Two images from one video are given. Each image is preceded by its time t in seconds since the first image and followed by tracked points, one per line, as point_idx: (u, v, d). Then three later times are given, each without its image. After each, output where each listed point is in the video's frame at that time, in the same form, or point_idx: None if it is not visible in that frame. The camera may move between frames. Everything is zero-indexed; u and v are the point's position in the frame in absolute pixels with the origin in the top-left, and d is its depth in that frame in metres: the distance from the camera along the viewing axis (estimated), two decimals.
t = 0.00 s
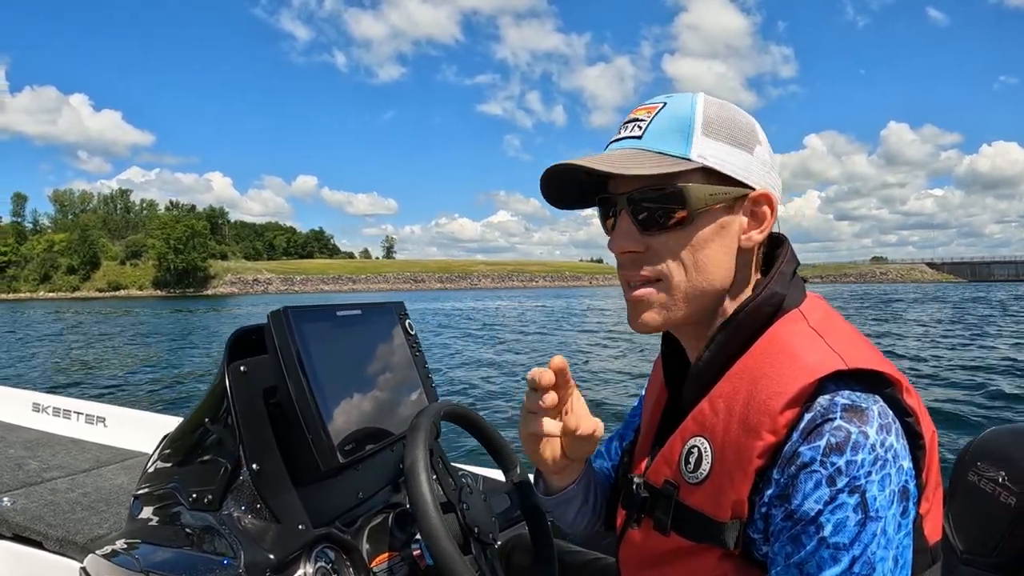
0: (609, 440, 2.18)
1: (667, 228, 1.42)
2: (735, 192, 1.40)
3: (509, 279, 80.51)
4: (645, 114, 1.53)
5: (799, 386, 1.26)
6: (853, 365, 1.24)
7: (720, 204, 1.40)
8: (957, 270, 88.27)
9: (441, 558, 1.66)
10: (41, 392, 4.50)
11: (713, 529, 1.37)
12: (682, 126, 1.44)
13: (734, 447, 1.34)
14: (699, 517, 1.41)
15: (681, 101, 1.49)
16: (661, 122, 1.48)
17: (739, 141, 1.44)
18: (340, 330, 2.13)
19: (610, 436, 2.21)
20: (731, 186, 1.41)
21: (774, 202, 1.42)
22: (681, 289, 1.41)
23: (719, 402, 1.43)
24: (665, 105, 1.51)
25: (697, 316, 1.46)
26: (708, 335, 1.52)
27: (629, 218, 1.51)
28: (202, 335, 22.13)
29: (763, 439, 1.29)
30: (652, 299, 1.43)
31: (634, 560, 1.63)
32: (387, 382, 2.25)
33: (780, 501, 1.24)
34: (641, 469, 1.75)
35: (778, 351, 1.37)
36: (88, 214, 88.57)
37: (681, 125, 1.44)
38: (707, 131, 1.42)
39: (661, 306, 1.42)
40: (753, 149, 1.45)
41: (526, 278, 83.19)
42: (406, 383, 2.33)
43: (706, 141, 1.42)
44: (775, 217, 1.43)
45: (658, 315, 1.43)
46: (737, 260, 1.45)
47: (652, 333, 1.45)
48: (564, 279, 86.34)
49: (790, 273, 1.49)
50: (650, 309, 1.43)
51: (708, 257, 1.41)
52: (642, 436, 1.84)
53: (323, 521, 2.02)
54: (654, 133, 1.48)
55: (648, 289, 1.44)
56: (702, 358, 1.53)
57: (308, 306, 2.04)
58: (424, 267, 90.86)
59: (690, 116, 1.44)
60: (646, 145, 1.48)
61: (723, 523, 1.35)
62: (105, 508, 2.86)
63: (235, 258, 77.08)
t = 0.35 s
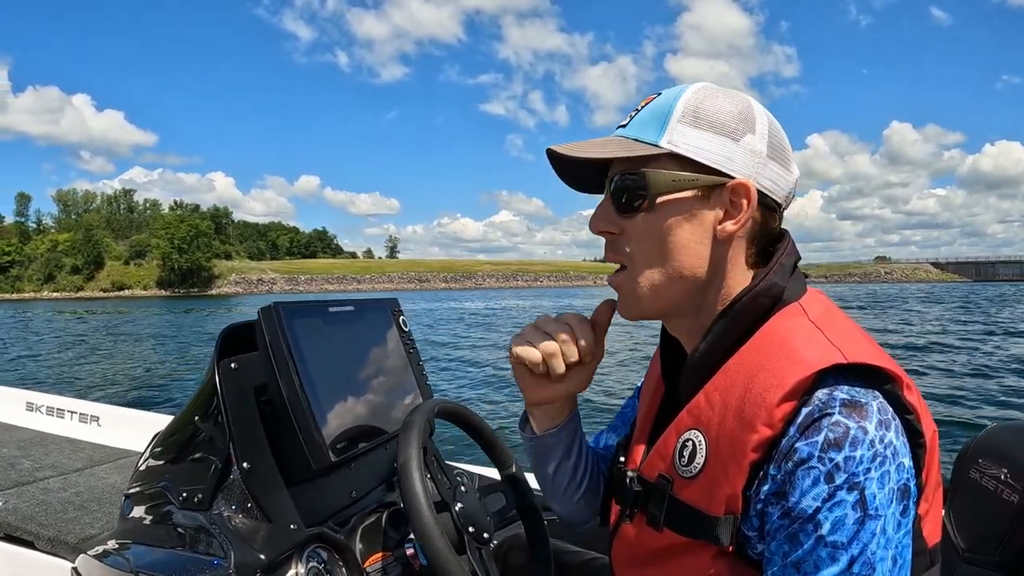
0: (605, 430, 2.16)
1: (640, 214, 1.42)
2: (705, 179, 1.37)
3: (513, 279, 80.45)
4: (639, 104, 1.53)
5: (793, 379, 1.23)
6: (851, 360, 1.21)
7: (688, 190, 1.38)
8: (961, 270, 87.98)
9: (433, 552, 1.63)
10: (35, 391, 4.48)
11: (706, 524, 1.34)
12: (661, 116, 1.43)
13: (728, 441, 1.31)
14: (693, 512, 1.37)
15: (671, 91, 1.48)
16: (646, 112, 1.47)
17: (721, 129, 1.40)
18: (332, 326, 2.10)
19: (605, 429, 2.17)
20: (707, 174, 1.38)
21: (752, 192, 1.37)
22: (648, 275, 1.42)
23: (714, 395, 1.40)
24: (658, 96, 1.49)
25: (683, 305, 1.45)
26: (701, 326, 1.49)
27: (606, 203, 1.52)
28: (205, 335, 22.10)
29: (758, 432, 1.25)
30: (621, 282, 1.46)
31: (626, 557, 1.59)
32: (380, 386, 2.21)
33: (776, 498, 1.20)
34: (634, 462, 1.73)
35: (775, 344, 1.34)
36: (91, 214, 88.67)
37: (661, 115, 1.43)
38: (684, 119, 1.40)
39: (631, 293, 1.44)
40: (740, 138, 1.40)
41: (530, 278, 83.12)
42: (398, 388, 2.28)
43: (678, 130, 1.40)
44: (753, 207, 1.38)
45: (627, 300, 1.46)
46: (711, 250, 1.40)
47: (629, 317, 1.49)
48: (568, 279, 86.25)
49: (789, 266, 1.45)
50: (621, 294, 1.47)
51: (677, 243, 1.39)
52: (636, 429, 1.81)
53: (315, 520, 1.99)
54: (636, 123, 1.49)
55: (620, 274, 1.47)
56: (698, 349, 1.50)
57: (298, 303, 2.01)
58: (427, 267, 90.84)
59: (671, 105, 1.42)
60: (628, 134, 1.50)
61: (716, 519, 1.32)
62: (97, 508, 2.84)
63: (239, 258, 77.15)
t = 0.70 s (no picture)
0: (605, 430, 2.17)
1: (646, 210, 1.41)
2: (712, 176, 1.37)
3: (516, 279, 80.40)
4: (643, 103, 1.52)
5: (791, 374, 1.23)
6: (849, 354, 1.21)
7: (695, 186, 1.37)
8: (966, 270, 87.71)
9: (433, 550, 1.63)
10: (33, 391, 4.49)
11: (706, 519, 1.34)
12: (667, 113, 1.43)
13: (727, 436, 1.31)
14: (693, 507, 1.37)
15: (674, 91, 1.47)
16: (651, 110, 1.47)
17: (725, 127, 1.40)
18: (331, 326, 2.10)
19: (606, 429, 2.18)
20: (713, 171, 1.38)
21: (757, 190, 1.37)
22: (655, 272, 1.40)
23: (712, 391, 1.40)
24: (661, 95, 1.48)
25: (685, 302, 1.45)
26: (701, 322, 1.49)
27: (610, 198, 1.51)
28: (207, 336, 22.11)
29: (756, 427, 1.25)
30: (626, 278, 1.44)
31: (628, 556, 1.59)
32: (376, 390, 2.20)
33: (775, 492, 1.20)
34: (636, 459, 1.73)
35: (773, 340, 1.34)
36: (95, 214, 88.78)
37: (667, 112, 1.43)
38: (690, 117, 1.40)
39: (637, 289, 1.43)
40: (743, 136, 1.40)
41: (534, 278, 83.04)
42: (395, 391, 2.28)
43: (685, 127, 1.40)
44: (759, 207, 1.39)
45: (636, 298, 1.44)
46: (718, 248, 1.40)
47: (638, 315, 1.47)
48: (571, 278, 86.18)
49: (786, 264, 1.46)
50: (629, 291, 1.45)
51: (683, 240, 1.39)
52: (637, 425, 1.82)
53: (316, 519, 2.00)
54: (642, 120, 1.48)
55: (625, 269, 1.44)
56: (696, 346, 1.50)
57: (299, 302, 2.01)
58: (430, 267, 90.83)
59: (676, 104, 1.42)
60: (633, 130, 1.49)
61: (715, 514, 1.32)
62: (96, 509, 2.85)
63: (242, 258, 77.23)
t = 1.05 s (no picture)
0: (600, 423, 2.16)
1: (663, 205, 1.40)
2: (731, 173, 1.36)
3: (520, 279, 80.30)
4: (649, 98, 1.51)
5: (789, 371, 1.22)
6: (846, 350, 1.20)
7: (714, 183, 1.37)
8: (970, 269, 87.43)
9: (430, 546, 1.63)
10: (29, 391, 4.48)
11: (704, 518, 1.33)
12: (682, 109, 1.41)
13: (724, 435, 1.30)
14: (691, 506, 1.36)
15: (683, 86, 1.47)
16: (663, 103, 1.45)
17: (738, 127, 1.40)
18: (327, 325, 2.09)
19: (600, 422, 2.18)
20: (728, 169, 1.38)
21: (771, 188, 1.37)
22: (672, 267, 1.39)
23: (710, 389, 1.38)
24: (668, 90, 1.48)
25: (690, 299, 1.43)
26: (703, 320, 1.47)
27: (623, 194, 1.50)
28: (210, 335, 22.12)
29: (753, 425, 1.24)
30: (642, 276, 1.42)
31: (627, 556, 1.57)
32: (369, 394, 2.17)
33: (773, 490, 1.19)
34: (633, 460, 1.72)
35: (770, 337, 1.32)
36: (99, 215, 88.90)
37: (682, 108, 1.42)
38: (707, 114, 1.40)
39: (653, 285, 1.41)
40: (754, 136, 1.41)
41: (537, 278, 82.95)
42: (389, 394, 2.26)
43: (703, 123, 1.39)
44: (773, 203, 1.39)
45: (652, 295, 1.42)
46: (732, 246, 1.41)
47: (649, 312, 1.43)
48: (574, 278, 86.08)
49: (782, 261, 1.44)
50: (642, 287, 1.42)
51: (701, 238, 1.38)
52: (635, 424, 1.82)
53: (313, 519, 1.99)
54: (654, 114, 1.45)
55: (640, 267, 1.42)
56: (692, 345, 1.48)
57: (294, 302, 2.00)
58: (433, 267, 90.81)
59: (691, 99, 1.41)
60: (647, 122, 1.46)
61: (713, 513, 1.31)
62: (93, 509, 2.85)
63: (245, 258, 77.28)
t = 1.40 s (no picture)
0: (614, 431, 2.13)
1: (651, 214, 1.41)
2: (714, 182, 1.38)
3: (524, 278, 80.35)
4: (629, 111, 1.52)
5: (772, 371, 1.23)
6: (827, 349, 1.22)
7: (700, 191, 1.38)
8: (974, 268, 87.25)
9: (428, 549, 1.64)
10: (28, 392, 4.51)
11: (694, 516, 1.34)
12: (664, 120, 1.43)
13: (710, 435, 1.31)
14: (681, 507, 1.37)
15: (662, 98, 1.48)
16: (643, 116, 1.47)
17: (719, 137, 1.42)
18: (326, 328, 2.11)
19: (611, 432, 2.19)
20: (712, 176, 1.39)
21: (752, 195, 1.39)
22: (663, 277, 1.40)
23: (696, 392, 1.40)
24: (647, 102, 1.49)
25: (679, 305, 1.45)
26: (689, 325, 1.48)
27: (610, 206, 1.51)
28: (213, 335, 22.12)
29: (738, 424, 1.25)
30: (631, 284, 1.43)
31: (620, 558, 1.58)
32: (363, 396, 2.17)
33: (760, 487, 1.20)
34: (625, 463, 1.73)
35: (754, 339, 1.34)
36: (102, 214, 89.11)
37: (663, 120, 1.43)
38: (687, 125, 1.41)
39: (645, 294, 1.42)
40: (733, 146, 1.43)
41: (540, 277, 82.97)
42: (384, 398, 2.27)
43: (684, 134, 1.41)
44: (753, 209, 1.41)
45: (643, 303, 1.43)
46: (718, 251, 1.43)
47: (646, 332, 1.46)
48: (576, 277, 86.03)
49: (766, 265, 1.45)
50: (634, 298, 1.43)
51: (688, 245, 1.40)
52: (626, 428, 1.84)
53: (312, 520, 2.01)
54: (637, 127, 1.46)
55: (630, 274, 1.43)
56: (679, 350, 1.49)
57: (293, 305, 2.02)
58: (436, 266, 90.86)
59: (671, 111, 1.43)
60: (629, 135, 1.47)
61: (703, 512, 1.32)
62: (92, 510, 2.87)
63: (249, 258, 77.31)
